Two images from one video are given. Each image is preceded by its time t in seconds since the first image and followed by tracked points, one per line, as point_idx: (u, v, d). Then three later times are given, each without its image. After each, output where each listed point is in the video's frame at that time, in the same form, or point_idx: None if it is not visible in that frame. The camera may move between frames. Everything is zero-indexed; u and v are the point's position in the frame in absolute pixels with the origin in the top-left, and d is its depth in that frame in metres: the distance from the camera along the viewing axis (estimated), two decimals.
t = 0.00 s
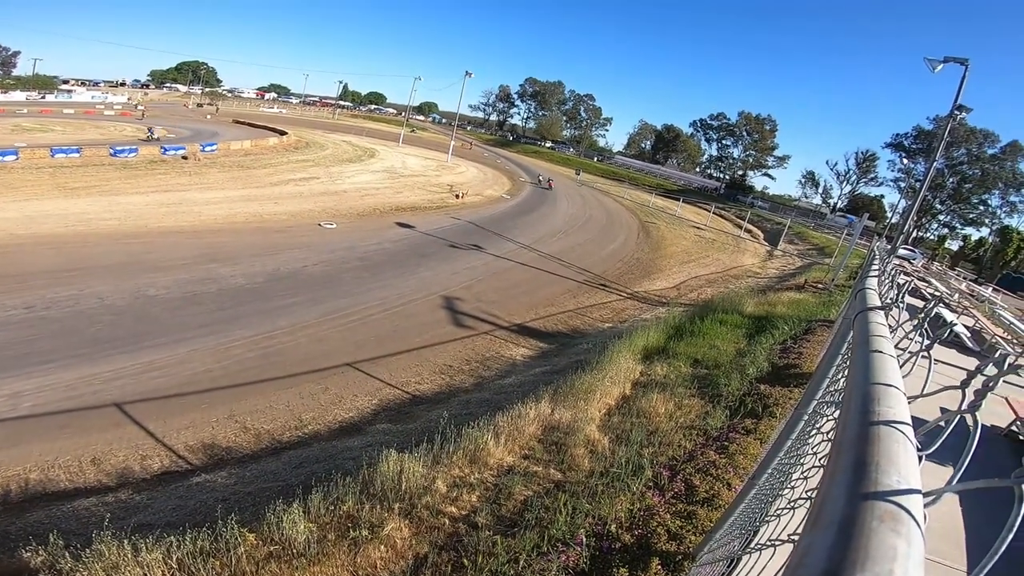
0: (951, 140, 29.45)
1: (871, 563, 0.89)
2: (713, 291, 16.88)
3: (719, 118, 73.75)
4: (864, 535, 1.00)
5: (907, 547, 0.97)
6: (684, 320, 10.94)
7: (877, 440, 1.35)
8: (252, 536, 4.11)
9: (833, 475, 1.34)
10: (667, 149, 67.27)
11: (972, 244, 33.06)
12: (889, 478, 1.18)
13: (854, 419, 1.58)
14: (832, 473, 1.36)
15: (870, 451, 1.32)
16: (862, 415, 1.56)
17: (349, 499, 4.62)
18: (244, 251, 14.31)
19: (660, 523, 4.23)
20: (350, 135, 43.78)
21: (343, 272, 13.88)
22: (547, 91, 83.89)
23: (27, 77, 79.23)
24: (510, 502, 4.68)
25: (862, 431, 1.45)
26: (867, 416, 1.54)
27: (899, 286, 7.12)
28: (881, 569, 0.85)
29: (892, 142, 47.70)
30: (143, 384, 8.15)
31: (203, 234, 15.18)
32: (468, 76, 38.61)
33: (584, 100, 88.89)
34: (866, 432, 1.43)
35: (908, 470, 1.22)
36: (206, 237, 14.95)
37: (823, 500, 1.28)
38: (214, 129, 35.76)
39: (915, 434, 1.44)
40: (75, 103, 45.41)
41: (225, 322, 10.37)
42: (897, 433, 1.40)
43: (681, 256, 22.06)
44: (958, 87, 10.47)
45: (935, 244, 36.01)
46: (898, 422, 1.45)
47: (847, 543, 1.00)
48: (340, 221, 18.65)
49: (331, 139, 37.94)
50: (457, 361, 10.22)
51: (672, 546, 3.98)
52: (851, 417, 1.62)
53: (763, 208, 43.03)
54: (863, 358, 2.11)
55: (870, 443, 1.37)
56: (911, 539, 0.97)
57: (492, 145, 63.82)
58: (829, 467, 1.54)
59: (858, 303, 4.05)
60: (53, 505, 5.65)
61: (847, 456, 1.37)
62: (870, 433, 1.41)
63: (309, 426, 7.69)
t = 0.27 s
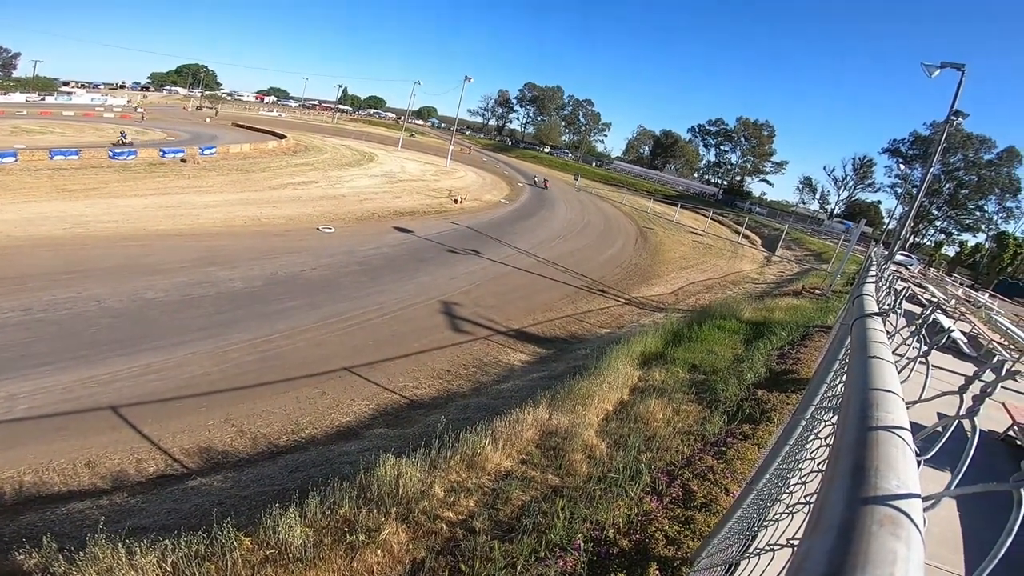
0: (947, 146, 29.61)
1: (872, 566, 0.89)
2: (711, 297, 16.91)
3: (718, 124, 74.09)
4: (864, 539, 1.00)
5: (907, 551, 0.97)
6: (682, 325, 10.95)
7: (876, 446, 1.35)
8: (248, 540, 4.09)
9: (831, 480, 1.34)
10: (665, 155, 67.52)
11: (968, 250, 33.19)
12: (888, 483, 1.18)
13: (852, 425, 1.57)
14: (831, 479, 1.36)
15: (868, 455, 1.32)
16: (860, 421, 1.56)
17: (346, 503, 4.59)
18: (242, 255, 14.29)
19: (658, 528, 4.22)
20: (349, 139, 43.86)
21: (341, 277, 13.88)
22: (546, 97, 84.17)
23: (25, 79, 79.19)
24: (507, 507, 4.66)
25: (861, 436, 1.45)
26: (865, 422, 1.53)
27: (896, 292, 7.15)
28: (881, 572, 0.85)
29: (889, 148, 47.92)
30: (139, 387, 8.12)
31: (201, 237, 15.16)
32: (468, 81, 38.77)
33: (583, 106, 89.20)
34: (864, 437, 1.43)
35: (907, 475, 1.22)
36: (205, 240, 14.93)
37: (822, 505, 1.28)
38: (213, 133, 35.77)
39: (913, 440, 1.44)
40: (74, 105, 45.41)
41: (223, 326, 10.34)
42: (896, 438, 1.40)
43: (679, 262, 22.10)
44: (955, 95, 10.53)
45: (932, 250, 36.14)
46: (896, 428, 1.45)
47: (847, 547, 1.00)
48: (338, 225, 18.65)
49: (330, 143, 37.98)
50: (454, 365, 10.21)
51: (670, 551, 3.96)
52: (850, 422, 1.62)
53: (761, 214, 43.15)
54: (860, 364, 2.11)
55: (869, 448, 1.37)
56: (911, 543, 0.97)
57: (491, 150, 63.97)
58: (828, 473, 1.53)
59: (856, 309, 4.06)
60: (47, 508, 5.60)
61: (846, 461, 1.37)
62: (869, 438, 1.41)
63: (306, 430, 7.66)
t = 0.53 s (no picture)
0: (947, 152, 29.63)
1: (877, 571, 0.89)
2: (711, 302, 16.90)
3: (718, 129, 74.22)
4: (867, 543, 1.00)
5: (910, 555, 0.97)
6: (682, 331, 10.94)
7: (878, 450, 1.35)
8: (247, 544, 4.07)
9: (833, 486, 1.34)
10: (666, 160, 67.65)
11: (968, 255, 33.17)
12: (890, 487, 1.18)
13: (853, 431, 1.57)
14: (833, 484, 1.36)
15: (870, 461, 1.32)
16: (860, 427, 1.55)
17: (345, 507, 4.58)
18: (243, 258, 14.30)
19: (658, 533, 4.20)
20: (350, 143, 43.96)
21: (342, 281, 13.88)
22: (547, 102, 84.40)
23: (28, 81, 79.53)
24: (507, 512, 4.65)
25: (863, 441, 1.44)
26: (867, 427, 1.53)
27: (896, 297, 7.15)
28: None
29: (889, 153, 47.96)
30: (138, 390, 8.11)
31: (202, 240, 15.17)
32: (469, 86, 38.91)
33: (584, 111, 89.43)
34: (865, 442, 1.42)
35: (909, 480, 1.21)
36: (206, 244, 14.95)
37: (824, 511, 1.28)
38: (215, 136, 35.87)
39: (915, 445, 1.44)
40: (77, 107, 45.57)
41: (223, 329, 10.34)
42: (897, 444, 1.40)
43: (679, 267, 22.10)
44: (954, 100, 10.55)
45: (932, 255, 36.12)
46: (898, 433, 1.45)
47: (850, 552, 0.99)
48: (339, 229, 18.67)
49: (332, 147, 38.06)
50: (454, 370, 10.19)
51: (670, 555, 3.94)
52: (851, 428, 1.61)
53: (761, 219, 43.16)
54: (861, 370, 2.10)
55: (871, 453, 1.37)
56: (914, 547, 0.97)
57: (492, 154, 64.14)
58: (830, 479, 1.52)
59: (856, 315, 4.06)
60: (45, 509, 5.58)
61: (848, 467, 1.37)
62: (871, 443, 1.40)
63: (305, 434, 7.64)
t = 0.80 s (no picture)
0: (955, 155, 29.42)
1: None
2: (717, 307, 16.83)
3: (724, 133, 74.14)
4: (873, 548, 1.02)
5: (916, 561, 0.97)
6: (688, 335, 10.90)
7: (885, 455, 1.35)
8: (251, 546, 4.07)
9: (841, 491, 1.33)
10: (671, 164, 67.57)
11: (977, 259, 32.89)
12: (897, 492, 1.18)
13: (859, 436, 1.57)
14: (840, 489, 1.35)
15: (876, 465, 1.31)
16: (867, 431, 1.55)
17: (349, 510, 4.57)
18: (249, 262, 14.37)
19: (663, 537, 4.18)
20: (356, 148, 44.15)
21: (347, 285, 13.93)
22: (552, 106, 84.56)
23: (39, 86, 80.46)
24: (511, 516, 4.62)
25: (869, 446, 1.43)
26: (872, 431, 1.52)
27: (903, 301, 7.10)
28: None
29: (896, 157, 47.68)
30: (145, 393, 8.15)
31: (208, 244, 15.27)
32: (475, 91, 39.04)
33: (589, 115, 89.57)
34: (872, 447, 1.41)
35: (915, 484, 1.22)
36: (212, 247, 15.03)
37: (829, 515, 1.28)
38: (222, 140, 36.13)
39: (921, 450, 1.44)
40: (87, 111, 46.03)
41: (229, 333, 10.38)
42: (904, 449, 1.39)
43: (685, 272, 22.03)
44: (962, 104, 10.47)
45: (940, 259, 35.83)
46: (904, 438, 1.45)
47: (856, 560, 1.00)
48: (344, 233, 18.74)
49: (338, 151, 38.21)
50: (459, 374, 10.19)
51: (675, 560, 3.92)
52: (859, 433, 1.59)
53: (767, 223, 42.96)
54: (869, 375, 2.08)
55: (877, 457, 1.37)
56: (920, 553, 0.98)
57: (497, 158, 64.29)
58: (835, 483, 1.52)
59: (863, 319, 4.03)
60: (51, 511, 5.59)
61: (854, 471, 1.36)
62: (877, 448, 1.40)
63: (310, 437, 7.64)
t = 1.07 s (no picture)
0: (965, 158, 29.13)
1: None
2: (724, 311, 16.73)
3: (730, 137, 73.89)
4: (877, 552, 1.03)
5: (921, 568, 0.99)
6: (694, 340, 10.83)
7: (891, 458, 1.35)
8: (258, 549, 4.07)
9: (845, 492, 1.32)
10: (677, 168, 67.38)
11: (988, 263, 32.47)
12: (902, 496, 1.19)
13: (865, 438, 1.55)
14: (845, 492, 1.35)
15: (883, 469, 1.30)
16: (874, 434, 1.53)
17: (355, 514, 4.56)
18: (256, 266, 14.45)
19: (669, 541, 4.14)
20: (363, 152, 44.35)
21: (354, 289, 13.97)
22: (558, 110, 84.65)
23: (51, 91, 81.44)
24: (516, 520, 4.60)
25: (875, 449, 1.43)
26: (880, 434, 1.51)
27: (911, 304, 7.02)
28: None
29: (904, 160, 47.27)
30: (153, 396, 8.20)
31: (216, 249, 15.37)
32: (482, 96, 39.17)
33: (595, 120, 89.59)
34: (879, 450, 1.40)
35: (921, 488, 1.22)
36: (220, 252, 15.13)
37: (833, 517, 1.27)
38: (231, 145, 36.41)
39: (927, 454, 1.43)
40: (98, 115, 46.56)
41: (237, 336, 10.44)
42: (910, 453, 1.38)
43: (691, 276, 21.94)
44: (970, 106, 10.38)
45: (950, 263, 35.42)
46: (912, 442, 1.43)
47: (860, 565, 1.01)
48: (351, 238, 18.81)
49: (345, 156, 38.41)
50: (465, 378, 10.17)
51: (681, 564, 3.88)
52: (865, 436, 1.58)
53: (775, 227, 42.69)
54: (877, 378, 2.05)
55: (883, 461, 1.35)
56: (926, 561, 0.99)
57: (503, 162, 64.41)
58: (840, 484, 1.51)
59: (872, 323, 3.99)
60: (59, 513, 5.61)
61: (859, 474, 1.35)
62: (882, 451, 1.40)
63: (316, 441, 7.63)
